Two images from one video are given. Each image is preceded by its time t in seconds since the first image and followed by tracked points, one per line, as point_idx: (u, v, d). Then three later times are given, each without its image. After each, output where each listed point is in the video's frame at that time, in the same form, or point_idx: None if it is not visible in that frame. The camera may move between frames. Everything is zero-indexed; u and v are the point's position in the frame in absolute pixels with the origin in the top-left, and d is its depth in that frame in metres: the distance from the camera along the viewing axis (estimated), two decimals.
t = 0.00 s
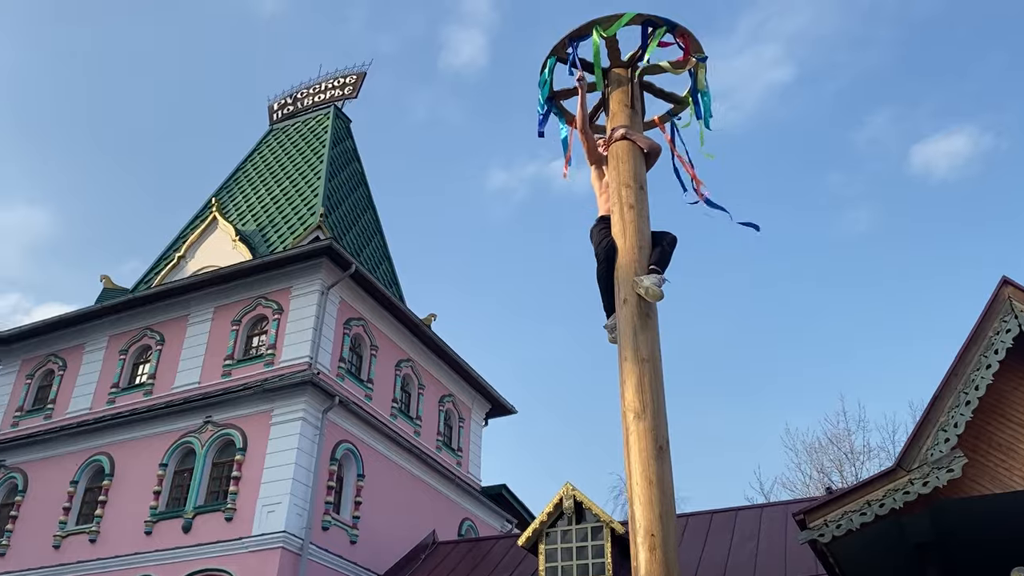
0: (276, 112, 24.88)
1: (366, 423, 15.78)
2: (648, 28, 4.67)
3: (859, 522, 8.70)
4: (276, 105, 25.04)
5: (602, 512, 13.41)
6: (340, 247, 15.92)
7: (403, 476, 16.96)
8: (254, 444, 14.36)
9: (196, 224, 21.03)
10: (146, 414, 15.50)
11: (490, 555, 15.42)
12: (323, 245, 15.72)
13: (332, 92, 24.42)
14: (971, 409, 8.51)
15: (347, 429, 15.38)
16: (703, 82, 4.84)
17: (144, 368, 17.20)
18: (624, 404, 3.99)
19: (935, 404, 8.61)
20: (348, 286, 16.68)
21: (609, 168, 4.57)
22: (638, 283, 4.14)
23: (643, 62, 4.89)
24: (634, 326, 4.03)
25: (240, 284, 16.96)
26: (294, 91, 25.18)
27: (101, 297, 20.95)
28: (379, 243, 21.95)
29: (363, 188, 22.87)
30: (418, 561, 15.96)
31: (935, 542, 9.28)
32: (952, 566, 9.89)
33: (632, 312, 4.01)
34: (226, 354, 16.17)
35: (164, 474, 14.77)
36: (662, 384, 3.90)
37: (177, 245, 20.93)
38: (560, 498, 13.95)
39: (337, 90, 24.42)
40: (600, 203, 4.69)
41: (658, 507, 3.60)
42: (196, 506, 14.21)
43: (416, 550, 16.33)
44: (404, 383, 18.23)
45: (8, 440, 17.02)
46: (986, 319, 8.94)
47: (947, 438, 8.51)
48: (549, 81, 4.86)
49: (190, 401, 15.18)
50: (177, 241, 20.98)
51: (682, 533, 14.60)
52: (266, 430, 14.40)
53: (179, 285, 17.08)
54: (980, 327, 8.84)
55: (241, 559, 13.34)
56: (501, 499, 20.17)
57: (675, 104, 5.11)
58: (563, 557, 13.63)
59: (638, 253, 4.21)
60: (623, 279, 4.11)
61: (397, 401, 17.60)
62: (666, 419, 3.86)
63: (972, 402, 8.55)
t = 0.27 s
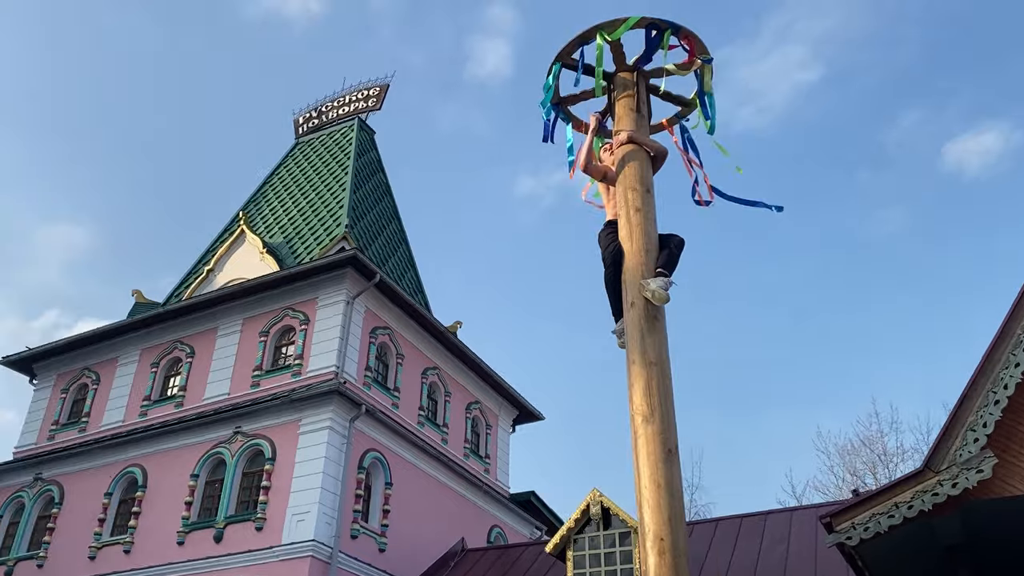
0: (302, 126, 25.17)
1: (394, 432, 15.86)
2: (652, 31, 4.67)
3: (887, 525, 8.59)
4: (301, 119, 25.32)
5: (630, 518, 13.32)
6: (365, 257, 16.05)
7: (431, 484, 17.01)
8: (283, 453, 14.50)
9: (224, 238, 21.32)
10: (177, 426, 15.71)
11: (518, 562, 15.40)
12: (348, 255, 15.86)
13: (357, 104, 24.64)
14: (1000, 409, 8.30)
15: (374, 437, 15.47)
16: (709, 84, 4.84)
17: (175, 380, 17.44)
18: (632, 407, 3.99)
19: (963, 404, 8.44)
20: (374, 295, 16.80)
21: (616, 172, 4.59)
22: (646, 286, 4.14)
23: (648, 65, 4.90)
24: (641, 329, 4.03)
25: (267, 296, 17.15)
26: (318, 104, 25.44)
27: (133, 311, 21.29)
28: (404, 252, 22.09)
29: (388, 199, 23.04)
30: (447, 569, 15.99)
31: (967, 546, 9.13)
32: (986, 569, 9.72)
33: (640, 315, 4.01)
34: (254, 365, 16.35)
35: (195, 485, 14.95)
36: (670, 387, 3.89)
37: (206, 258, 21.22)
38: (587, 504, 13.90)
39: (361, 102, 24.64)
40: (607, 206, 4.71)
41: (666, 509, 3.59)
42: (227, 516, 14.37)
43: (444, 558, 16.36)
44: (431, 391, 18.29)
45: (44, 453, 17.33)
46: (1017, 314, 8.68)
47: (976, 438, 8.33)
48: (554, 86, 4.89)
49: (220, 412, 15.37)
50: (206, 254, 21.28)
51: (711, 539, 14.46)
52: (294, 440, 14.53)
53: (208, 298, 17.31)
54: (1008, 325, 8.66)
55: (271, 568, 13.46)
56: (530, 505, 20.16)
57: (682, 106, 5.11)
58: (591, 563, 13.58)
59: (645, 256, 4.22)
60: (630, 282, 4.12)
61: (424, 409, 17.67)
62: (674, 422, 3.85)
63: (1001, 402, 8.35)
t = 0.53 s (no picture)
0: (326, 136, 25.33)
1: (420, 438, 15.86)
2: (659, 27, 4.61)
3: (918, 527, 8.34)
4: (325, 129, 25.47)
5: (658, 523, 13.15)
6: (388, 264, 16.08)
7: (458, 491, 16.97)
8: (310, 462, 14.54)
9: (251, 248, 21.49)
10: (206, 435, 15.83)
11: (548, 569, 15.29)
12: (372, 263, 15.90)
13: (380, 113, 24.74)
14: None
15: (401, 445, 15.47)
16: (718, 80, 4.78)
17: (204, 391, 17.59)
18: (643, 409, 3.91)
19: (995, 401, 7.86)
20: (398, 302, 16.82)
21: (625, 171, 4.53)
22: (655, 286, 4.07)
23: (657, 63, 4.84)
24: (650, 329, 3.96)
25: (293, 305, 17.24)
26: (342, 114, 25.58)
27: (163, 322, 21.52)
28: (429, 259, 22.12)
29: (412, 206, 23.09)
30: None
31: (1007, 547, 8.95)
32: None
33: (649, 315, 3.95)
34: (281, 374, 16.43)
35: (224, 494, 15.06)
36: (681, 387, 3.82)
37: (233, 269, 21.40)
38: (615, 509, 13.76)
39: (384, 110, 24.74)
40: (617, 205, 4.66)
41: (677, 513, 3.51)
42: (256, 524, 14.45)
43: (473, 565, 16.30)
44: (457, 397, 18.27)
45: (78, 465, 17.56)
46: None
47: (1009, 437, 7.74)
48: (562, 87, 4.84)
49: (248, 422, 15.46)
50: (234, 265, 21.46)
51: (742, 543, 14.24)
52: (321, 448, 14.57)
53: (235, 308, 17.45)
54: None
55: None
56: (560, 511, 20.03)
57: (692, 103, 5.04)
58: (620, 568, 13.44)
59: (654, 255, 4.15)
60: (639, 282, 4.05)
61: (450, 415, 17.65)
62: (685, 422, 3.77)
63: None
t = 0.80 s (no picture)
0: (351, 145, 25.50)
1: (447, 444, 15.87)
2: (667, 26, 4.57)
3: (951, 528, 8.18)
4: (350, 138, 25.65)
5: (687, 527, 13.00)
6: (412, 271, 16.13)
7: (486, 497, 16.95)
8: (338, 469, 14.61)
9: (278, 258, 21.67)
10: (236, 444, 15.97)
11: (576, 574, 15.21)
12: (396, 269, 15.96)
13: (403, 121, 24.86)
14: None
15: (427, 450, 15.50)
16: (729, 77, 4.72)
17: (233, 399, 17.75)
18: (654, 412, 3.87)
19: None
20: (422, 308, 16.87)
21: (635, 172, 4.48)
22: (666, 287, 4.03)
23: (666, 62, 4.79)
24: (661, 331, 3.92)
25: (319, 313, 17.35)
26: (366, 123, 25.75)
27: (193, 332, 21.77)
28: (454, 265, 22.17)
29: (436, 213, 23.16)
30: None
31: None
32: None
33: (659, 317, 3.90)
34: (308, 382, 16.53)
35: (254, 502, 15.17)
36: (693, 390, 3.77)
37: (261, 279, 21.60)
38: (643, 514, 13.65)
39: (407, 118, 24.85)
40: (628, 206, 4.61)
41: (689, 517, 3.47)
42: (285, 532, 14.54)
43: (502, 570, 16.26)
44: (483, 403, 18.27)
45: (111, 474, 17.80)
46: None
47: None
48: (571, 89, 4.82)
49: (276, 430, 15.57)
50: (261, 275, 21.66)
51: (773, 547, 14.05)
52: (348, 455, 14.64)
53: (263, 317, 17.60)
54: None
55: None
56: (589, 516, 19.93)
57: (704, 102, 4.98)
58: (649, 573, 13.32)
59: (664, 257, 4.11)
60: (648, 284, 4.01)
61: (477, 420, 17.64)
62: (697, 425, 3.72)
63: None
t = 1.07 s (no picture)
0: (373, 153, 25.66)
1: (471, 450, 15.88)
2: (668, 27, 4.56)
3: (978, 530, 8.03)
4: (372, 146, 25.82)
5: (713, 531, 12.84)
6: (433, 277, 16.19)
7: (511, 502, 16.94)
8: (363, 475, 14.68)
9: (303, 267, 21.86)
10: (262, 451, 16.11)
11: None
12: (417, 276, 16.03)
13: (424, 128, 24.97)
14: None
15: (451, 456, 15.53)
16: (734, 77, 4.69)
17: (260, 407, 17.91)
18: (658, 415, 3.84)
19: None
20: (445, 314, 16.92)
21: (638, 174, 4.46)
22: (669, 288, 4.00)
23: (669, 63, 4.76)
24: (664, 332, 3.89)
25: (343, 321, 17.46)
26: (388, 131, 25.90)
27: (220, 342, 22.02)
28: (477, 271, 22.21)
29: (458, 219, 23.23)
30: None
31: None
32: None
33: (662, 318, 3.88)
34: (333, 389, 16.63)
35: (281, 509, 15.29)
36: (696, 392, 3.74)
37: (286, 288, 21.80)
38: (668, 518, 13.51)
39: (428, 125, 24.95)
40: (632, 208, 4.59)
41: (693, 520, 3.43)
42: (311, 539, 14.63)
43: None
44: (507, 408, 18.28)
45: (141, 483, 18.03)
46: None
47: None
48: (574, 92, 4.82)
49: (302, 437, 15.69)
50: (287, 284, 21.85)
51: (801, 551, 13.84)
52: (373, 461, 14.70)
53: (288, 325, 17.75)
54: None
55: None
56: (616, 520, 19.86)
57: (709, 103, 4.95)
58: None
59: (667, 258, 4.09)
60: (651, 286, 3.99)
61: (501, 426, 17.65)
62: (700, 427, 3.69)
63: None
